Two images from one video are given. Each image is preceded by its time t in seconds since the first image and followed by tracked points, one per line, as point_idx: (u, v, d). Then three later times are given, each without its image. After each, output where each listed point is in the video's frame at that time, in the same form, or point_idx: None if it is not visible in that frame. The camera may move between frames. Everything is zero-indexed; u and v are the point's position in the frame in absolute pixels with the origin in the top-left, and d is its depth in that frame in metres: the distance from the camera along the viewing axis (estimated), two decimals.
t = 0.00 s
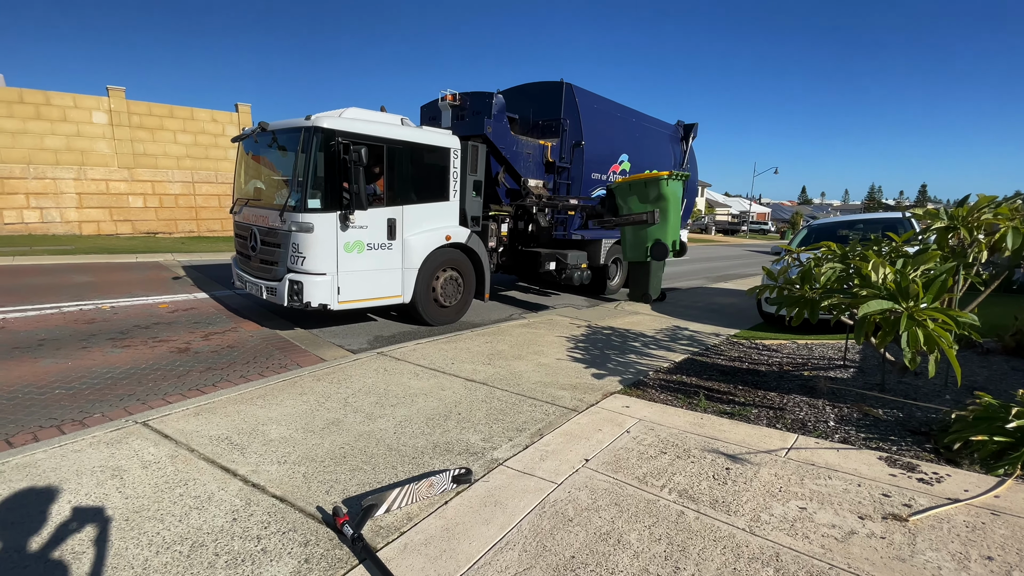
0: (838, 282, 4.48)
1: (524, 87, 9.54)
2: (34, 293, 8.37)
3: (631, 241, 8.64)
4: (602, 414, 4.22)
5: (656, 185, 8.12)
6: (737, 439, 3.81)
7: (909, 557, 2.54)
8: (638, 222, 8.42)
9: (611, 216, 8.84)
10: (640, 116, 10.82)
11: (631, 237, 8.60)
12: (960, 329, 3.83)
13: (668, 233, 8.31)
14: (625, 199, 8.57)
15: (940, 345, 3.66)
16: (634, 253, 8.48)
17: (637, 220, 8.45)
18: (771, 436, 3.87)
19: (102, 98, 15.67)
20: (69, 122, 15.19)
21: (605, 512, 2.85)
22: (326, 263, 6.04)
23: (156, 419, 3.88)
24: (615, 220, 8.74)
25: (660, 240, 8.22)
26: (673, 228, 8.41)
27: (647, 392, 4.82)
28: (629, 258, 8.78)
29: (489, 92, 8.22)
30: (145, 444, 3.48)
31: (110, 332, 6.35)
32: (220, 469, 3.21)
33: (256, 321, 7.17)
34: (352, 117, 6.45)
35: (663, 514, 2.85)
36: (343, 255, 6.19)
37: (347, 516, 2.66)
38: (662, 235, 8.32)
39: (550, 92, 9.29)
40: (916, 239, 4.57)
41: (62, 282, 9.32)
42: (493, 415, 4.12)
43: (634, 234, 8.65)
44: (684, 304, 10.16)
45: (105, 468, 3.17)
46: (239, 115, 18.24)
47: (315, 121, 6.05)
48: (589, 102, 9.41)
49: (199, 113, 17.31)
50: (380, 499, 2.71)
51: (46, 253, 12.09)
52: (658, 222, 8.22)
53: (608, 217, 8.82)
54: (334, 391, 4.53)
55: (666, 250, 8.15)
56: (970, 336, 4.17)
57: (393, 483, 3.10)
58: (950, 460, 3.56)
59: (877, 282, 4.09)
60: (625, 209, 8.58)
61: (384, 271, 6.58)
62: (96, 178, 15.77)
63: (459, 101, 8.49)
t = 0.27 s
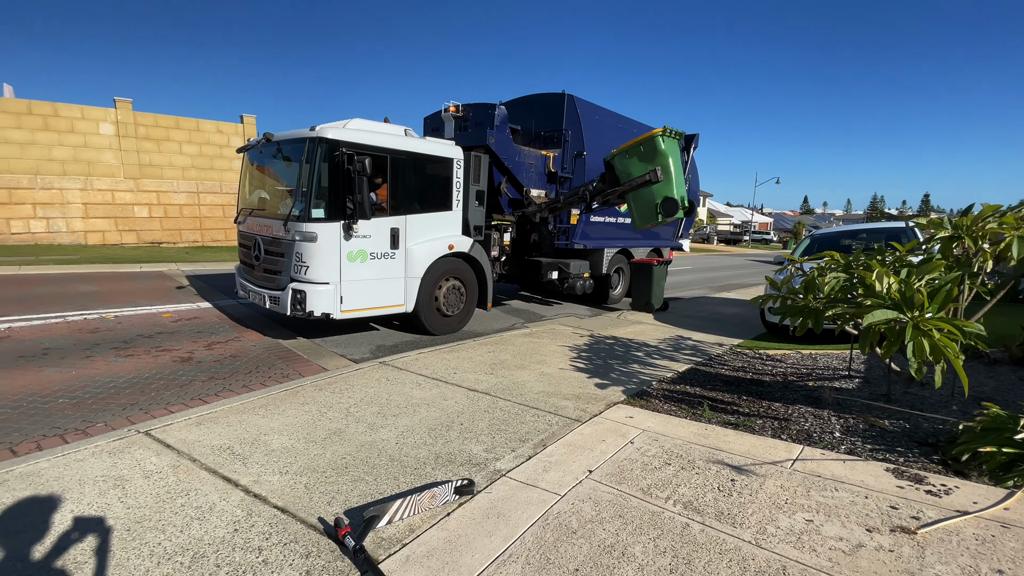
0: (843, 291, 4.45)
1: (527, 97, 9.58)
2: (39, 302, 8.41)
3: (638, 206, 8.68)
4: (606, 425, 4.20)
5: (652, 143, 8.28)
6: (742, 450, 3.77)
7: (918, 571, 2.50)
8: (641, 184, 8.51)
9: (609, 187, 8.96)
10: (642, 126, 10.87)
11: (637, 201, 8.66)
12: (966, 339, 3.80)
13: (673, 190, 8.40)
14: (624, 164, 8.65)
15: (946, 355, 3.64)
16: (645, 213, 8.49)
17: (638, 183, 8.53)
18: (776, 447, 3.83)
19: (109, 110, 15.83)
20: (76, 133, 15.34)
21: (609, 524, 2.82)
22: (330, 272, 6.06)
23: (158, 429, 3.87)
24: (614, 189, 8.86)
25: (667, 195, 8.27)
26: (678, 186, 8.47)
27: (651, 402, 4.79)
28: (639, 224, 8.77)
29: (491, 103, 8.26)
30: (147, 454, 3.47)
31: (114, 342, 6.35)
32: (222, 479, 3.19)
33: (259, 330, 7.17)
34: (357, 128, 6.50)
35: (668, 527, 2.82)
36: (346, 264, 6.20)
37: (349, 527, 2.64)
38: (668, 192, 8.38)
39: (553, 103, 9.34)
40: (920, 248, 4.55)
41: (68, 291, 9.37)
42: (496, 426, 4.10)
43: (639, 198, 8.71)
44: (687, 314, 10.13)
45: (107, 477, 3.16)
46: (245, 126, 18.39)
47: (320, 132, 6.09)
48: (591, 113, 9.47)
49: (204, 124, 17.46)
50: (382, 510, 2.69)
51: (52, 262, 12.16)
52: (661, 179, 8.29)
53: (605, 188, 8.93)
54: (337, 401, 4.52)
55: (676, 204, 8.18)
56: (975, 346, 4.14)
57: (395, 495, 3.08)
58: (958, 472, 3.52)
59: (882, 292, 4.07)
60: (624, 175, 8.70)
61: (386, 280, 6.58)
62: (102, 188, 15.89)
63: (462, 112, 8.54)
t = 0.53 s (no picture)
0: (845, 300, 4.45)
1: (529, 107, 9.62)
2: (43, 311, 8.44)
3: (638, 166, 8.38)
4: (608, 434, 4.18)
5: (624, 102, 8.23)
6: (745, 460, 3.75)
7: None
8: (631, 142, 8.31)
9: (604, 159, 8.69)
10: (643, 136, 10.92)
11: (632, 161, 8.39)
12: (969, 348, 3.79)
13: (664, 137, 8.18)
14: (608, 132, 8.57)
15: (949, 364, 3.62)
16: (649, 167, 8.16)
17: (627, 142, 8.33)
18: (780, 457, 3.81)
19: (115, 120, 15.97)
20: (82, 143, 15.47)
21: (610, 535, 2.81)
22: (332, 281, 6.07)
23: (161, 438, 3.87)
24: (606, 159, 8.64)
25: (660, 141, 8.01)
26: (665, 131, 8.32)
27: (654, 412, 4.78)
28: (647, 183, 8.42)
29: (494, 113, 8.30)
30: (149, 463, 3.47)
31: (117, 350, 6.37)
32: (224, 488, 3.19)
33: (262, 339, 7.18)
34: (360, 138, 6.54)
35: (671, 538, 2.80)
36: (348, 273, 6.22)
37: (350, 537, 2.63)
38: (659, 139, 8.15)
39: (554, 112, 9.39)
40: (923, 257, 4.55)
41: (71, 300, 9.40)
42: (498, 435, 4.09)
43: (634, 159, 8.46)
44: (689, 323, 10.12)
45: (110, 486, 3.16)
46: (249, 136, 18.53)
47: (323, 142, 6.14)
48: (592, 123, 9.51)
49: (209, 134, 17.59)
50: (382, 520, 2.69)
51: (56, 271, 12.22)
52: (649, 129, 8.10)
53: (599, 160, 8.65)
54: (338, 410, 4.51)
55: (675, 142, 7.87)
56: (979, 355, 4.12)
57: (396, 504, 3.07)
58: (962, 481, 3.49)
59: (885, 301, 4.06)
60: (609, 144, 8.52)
61: (389, 289, 6.60)
62: (107, 197, 16.00)
63: (465, 122, 8.57)
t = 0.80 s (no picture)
0: (850, 303, 4.40)
1: (533, 110, 9.61)
2: (48, 313, 8.47)
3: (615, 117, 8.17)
4: (612, 438, 4.16)
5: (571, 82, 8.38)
6: (750, 465, 3.72)
7: None
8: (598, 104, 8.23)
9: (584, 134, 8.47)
10: (647, 139, 10.91)
11: (608, 117, 8.17)
12: (976, 351, 3.75)
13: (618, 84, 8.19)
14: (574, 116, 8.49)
15: (957, 368, 3.59)
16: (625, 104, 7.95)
17: (592, 106, 8.25)
18: (786, 462, 3.78)
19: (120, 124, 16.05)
20: (87, 146, 15.55)
21: (614, 539, 2.79)
22: (335, 283, 6.08)
23: (163, 440, 3.87)
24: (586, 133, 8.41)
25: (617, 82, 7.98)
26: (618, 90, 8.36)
27: (658, 415, 4.75)
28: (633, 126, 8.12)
29: (496, 117, 8.28)
30: (151, 466, 3.47)
31: (120, 353, 6.38)
32: (226, 492, 3.18)
33: (265, 341, 7.18)
34: (364, 142, 6.55)
35: (675, 542, 2.78)
36: (352, 276, 6.22)
37: (352, 541, 2.62)
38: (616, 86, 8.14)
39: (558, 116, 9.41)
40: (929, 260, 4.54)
41: (76, 302, 9.44)
42: (500, 439, 4.07)
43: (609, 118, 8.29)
44: (693, 326, 10.08)
45: (112, 489, 3.15)
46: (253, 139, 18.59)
47: (327, 145, 6.15)
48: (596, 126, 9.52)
49: (213, 138, 17.65)
50: (385, 524, 2.68)
51: (61, 274, 12.27)
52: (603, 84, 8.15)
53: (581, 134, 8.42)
54: (341, 413, 4.50)
55: (629, 71, 7.87)
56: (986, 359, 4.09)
57: (399, 508, 3.05)
58: (970, 486, 3.45)
59: (891, 304, 4.03)
60: (579, 120, 8.42)
61: (392, 291, 6.59)
62: (112, 201, 16.07)
63: (468, 125, 8.59)
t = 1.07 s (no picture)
0: (855, 302, 4.39)
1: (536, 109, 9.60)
2: (51, 311, 8.49)
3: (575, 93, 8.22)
4: (614, 438, 4.14)
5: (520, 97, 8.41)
6: (754, 465, 3.70)
7: None
8: (554, 96, 8.29)
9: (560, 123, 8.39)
10: (648, 138, 10.86)
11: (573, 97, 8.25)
12: (982, 352, 3.72)
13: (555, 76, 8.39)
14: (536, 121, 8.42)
15: (963, 368, 3.56)
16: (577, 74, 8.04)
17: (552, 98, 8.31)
18: (789, 462, 3.76)
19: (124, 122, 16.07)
20: (91, 145, 15.58)
21: (617, 540, 2.77)
22: (338, 282, 6.07)
23: (165, 439, 3.86)
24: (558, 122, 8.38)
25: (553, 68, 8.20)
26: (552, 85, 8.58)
27: (660, 415, 4.73)
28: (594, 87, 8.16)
29: (499, 114, 8.27)
30: (152, 465, 3.46)
31: (123, 351, 6.39)
32: (227, 491, 3.17)
33: (267, 340, 7.19)
34: (366, 140, 6.54)
35: (679, 544, 2.76)
36: (354, 274, 6.21)
37: (354, 541, 2.61)
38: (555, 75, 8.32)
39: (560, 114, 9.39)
40: (933, 260, 4.49)
41: (79, 301, 9.46)
42: (502, 438, 4.05)
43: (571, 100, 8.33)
44: (696, 325, 10.04)
45: (112, 488, 3.15)
46: (256, 138, 18.60)
47: (330, 143, 6.14)
48: (598, 124, 9.48)
49: (217, 136, 17.66)
50: (387, 524, 2.66)
51: (65, 272, 12.30)
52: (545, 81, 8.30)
53: (557, 124, 8.34)
54: (343, 412, 4.49)
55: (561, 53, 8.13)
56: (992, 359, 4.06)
57: (400, 508, 3.04)
58: (976, 489, 3.42)
59: (896, 303, 3.99)
60: (546, 119, 8.38)
61: (394, 290, 6.58)
62: (116, 199, 16.11)
63: (470, 123, 8.56)
